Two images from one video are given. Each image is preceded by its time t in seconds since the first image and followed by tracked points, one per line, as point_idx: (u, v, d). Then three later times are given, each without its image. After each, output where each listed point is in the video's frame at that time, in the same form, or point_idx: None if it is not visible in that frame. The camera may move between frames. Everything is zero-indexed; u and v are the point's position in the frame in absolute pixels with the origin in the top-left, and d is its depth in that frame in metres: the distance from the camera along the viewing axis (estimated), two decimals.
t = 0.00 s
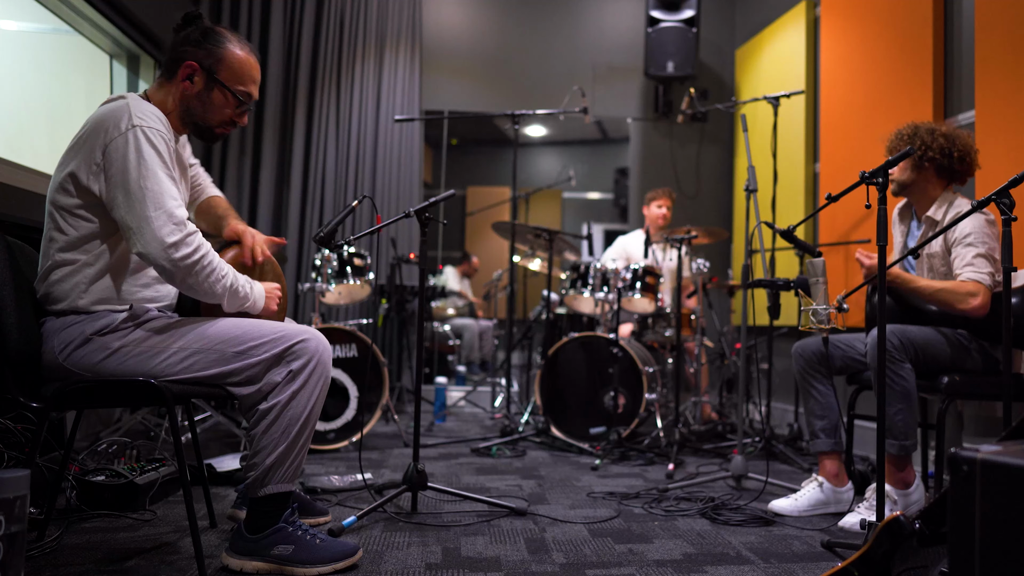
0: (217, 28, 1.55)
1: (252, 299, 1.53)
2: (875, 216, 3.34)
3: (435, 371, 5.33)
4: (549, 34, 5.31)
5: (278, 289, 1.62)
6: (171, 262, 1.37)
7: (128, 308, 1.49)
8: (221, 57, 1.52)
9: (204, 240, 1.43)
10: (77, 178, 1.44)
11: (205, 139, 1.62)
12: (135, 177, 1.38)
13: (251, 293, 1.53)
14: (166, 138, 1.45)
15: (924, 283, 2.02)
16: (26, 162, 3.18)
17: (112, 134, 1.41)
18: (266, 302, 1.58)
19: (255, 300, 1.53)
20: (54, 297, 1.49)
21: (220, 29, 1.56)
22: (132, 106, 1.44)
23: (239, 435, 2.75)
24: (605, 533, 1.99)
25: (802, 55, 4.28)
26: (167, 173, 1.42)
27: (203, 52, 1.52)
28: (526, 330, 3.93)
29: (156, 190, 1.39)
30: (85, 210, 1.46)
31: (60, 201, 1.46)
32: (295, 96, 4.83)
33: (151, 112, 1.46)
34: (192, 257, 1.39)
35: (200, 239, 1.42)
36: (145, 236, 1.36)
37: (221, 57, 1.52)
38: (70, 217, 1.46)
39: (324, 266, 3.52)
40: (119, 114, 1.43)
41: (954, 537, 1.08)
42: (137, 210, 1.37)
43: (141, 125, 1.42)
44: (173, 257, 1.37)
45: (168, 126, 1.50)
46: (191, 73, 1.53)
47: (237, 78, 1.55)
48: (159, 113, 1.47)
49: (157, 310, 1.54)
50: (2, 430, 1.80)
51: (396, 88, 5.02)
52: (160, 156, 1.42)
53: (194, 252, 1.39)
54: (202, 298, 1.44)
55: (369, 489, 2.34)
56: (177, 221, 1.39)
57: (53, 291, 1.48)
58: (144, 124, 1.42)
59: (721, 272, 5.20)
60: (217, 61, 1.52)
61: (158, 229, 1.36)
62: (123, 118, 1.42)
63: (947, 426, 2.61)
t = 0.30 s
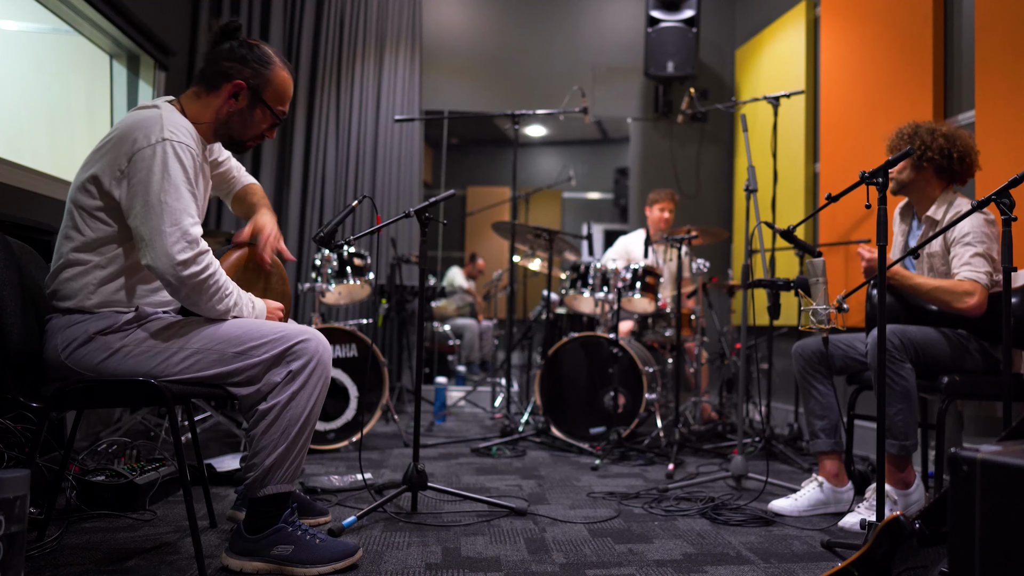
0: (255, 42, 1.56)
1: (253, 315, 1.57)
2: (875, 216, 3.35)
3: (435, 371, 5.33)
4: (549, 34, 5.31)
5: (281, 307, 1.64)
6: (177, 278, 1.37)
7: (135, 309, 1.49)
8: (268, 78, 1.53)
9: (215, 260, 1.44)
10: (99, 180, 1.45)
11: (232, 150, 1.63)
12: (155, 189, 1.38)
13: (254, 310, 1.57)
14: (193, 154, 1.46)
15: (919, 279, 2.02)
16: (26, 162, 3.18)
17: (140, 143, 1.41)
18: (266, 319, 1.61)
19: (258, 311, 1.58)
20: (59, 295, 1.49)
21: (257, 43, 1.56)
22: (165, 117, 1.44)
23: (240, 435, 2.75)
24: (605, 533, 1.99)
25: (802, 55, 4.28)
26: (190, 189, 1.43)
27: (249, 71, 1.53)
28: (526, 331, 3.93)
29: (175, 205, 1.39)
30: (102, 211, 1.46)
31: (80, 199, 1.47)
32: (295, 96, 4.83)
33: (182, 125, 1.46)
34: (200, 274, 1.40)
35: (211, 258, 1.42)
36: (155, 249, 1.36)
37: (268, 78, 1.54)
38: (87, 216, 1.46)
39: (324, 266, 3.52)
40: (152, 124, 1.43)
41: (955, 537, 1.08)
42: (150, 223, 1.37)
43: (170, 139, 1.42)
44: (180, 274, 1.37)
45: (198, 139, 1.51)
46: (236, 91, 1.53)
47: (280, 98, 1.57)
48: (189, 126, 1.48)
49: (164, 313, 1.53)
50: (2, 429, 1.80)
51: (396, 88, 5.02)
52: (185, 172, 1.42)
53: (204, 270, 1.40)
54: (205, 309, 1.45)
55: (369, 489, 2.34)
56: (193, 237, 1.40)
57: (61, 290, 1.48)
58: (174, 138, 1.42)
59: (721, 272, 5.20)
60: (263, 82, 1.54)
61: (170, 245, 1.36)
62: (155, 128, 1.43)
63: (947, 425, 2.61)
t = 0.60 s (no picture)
0: (279, 51, 1.56)
1: (242, 276, 1.44)
2: (875, 216, 3.35)
3: (435, 371, 5.33)
4: (548, 34, 5.31)
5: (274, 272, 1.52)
6: (130, 263, 1.32)
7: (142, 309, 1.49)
8: (290, 88, 1.55)
9: (178, 248, 1.35)
10: (109, 174, 1.46)
11: (251, 155, 1.65)
12: (136, 179, 1.35)
13: (243, 272, 1.45)
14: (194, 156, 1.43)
15: (924, 283, 2.00)
16: (26, 162, 3.18)
17: (144, 138, 1.41)
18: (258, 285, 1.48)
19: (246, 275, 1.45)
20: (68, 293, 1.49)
21: (282, 52, 1.57)
22: (179, 121, 1.44)
23: (240, 435, 2.75)
24: (606, 533, 1.99)
25: (802, 55, 4.28)
26: (172, 181, 1.38)
27: (271, 79, 1.53)
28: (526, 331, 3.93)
29: (147, 195, 1.34)
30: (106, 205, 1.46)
31: (90, 193, 1.48)
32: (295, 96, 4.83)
33: (192, 129, 1.45)
34: (152, 257, 1.32)
35: (171, 246, 1.34)
36: (114, 233, 1.32)
37: (290, 87, 1.55)
38: (93, 210, 1.47)
39: (324, 266, 3.52)
40: (165, 123, 1.43)
41: (954, 537, 1.08)
42: (120, 209, 1.34)
43: (173, 139, 1.41)
44: (131, 257, 1.31)
45: (210, 145, 1.49)
46: (257, 99, 1.54)
47: (301, 107, 1.59)
48: (201, 131, 1.47)
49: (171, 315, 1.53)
50: (2, 429, 1.81)
51: (396, 88, 5.02)
52: (175, 169, 1.38)
53: (162, 258, 1.33)
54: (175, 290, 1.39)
55: (369, 489, 2.34)
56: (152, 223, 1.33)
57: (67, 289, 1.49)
58: (176, 138, 1.41)
59: (721, 272, 5.21)
60: (284, 90, 1.55)
61: (130, 229, 1.31)
62: (162, 127, 1.43)
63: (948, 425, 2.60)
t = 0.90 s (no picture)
0: (243, 35, 1.56)
1: (195, 250, 1.44)
2: (875, 216, 3.35)
3: (435, 371, 5.34)
4: (549, 35, 5.31)
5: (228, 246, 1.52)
6: (78, 235, 1.30)
7: (133, 309, 1.50)
8: (249, 66, 1.52)
9: (130, 217, 1.33)
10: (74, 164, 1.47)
11: (225, 144, 1.62)
12: (88, 156, 1.35)
13: (196, 245, 1.44)
14: (152, 138, 1.42)
15: (925, 282, 2.01)
16: (25, 162, 3.18)
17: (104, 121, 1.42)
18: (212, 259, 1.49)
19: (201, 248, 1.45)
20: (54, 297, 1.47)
21: (246, 36, 1.57)
22: (141, 107, 1.45)
23: (239, 435, 2.75)
24: (605, 533, 1.99)
25: (802, 55, 4.28)
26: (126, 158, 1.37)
27: (230, 60, 1.52)
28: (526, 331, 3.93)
29: (96, 168, 1.33)
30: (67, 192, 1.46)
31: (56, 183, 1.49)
32: (295, 96, 4.83)
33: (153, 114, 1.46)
34: (100, 228, 1.30)
35: (123, 216, 1.32)
36: (61, 206, 1.30)
37: (249, 65, 1.53)
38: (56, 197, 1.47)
39: (324, 266, 3.52)
40: (127, 109, 1.45)
41: (955, 537, 1.08)
42: (69, 183, 1.33)
43: (131, 121, 1.41)
44: (77, 227, 1.29)
45: (173, 133, 1.49)
46: (217, 80, 1.53)
47: (263, 86, 1.55)
48: (164, 121, 1.47)
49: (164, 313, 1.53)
50: (2, 429, 1.81)
51: (396, 88, 5.02)
52: (131, 146, 1.38)
53: (111, 228, 1.31)
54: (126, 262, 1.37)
55: (369, 489, 2.34)
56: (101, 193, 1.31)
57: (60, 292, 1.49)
58: (134, 121, 1.41)
59: (721, 273, 5.21)
60: (244, 69, 1.52)
61: (76, 200, 1.30)
62: (123, 112, 1.43)
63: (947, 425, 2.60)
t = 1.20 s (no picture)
0: (191, 16, 1.56)
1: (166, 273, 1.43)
2: (875, 216, 3.35)
3: (435, 371, 5.34)
4: (549, 35, 5.31)
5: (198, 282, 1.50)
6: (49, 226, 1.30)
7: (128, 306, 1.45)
8: (198, 45, 1.52)
9: (102, 211, 1.34)
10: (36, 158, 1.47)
11: (190, 129, 1.62)
12: (52, 147, 1.35)
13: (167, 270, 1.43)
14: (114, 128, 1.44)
15: (920, 278, 2.02)
16: (26, 162, 3.18)
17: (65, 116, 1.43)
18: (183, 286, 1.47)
19: (172, 273, 1.43)
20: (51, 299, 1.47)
21: (195, 17, 1.56)
22: (99, 98, 1.47)
23: (239, 435, 2.75)
24: (605, 533, 1.99)
25: (802, 55, 4.28)
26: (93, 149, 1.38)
27: (180, 40, 1.52)
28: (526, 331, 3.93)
29: (61, 161, 1.34)
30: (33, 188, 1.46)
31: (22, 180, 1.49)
32: (296, 96, 4.83)
33: (109, 103, 1.47)
34: (71, 220, 1.31)
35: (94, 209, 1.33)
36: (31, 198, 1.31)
37: (199, 44, 1.52)
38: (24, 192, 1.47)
39: (324, 266, 3.52)
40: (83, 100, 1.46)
41: (955, 537, 1.08)
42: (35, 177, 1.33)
43: (89, 111, 1.42)
44: (49, 217, 1.30)
45: (134, 122, 1.49)
46: (169, 63, 1.52)
47: (216, 65, 1.54)
48: (122, 108, 1.48)
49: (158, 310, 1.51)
50: (2, 429, 1.81)
51: (396, 89, 5.03)
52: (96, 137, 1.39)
53: (80, 219, 1.31)
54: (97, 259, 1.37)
55: (369, 489, 2.34)
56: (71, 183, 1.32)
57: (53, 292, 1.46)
58: (91, 110, 1.42)
59: (721, 273, 5.21)
60: (194, 49, 1.52)
61: (45, 190, 1.30)
62: (82, 104, 1.44)
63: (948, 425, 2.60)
